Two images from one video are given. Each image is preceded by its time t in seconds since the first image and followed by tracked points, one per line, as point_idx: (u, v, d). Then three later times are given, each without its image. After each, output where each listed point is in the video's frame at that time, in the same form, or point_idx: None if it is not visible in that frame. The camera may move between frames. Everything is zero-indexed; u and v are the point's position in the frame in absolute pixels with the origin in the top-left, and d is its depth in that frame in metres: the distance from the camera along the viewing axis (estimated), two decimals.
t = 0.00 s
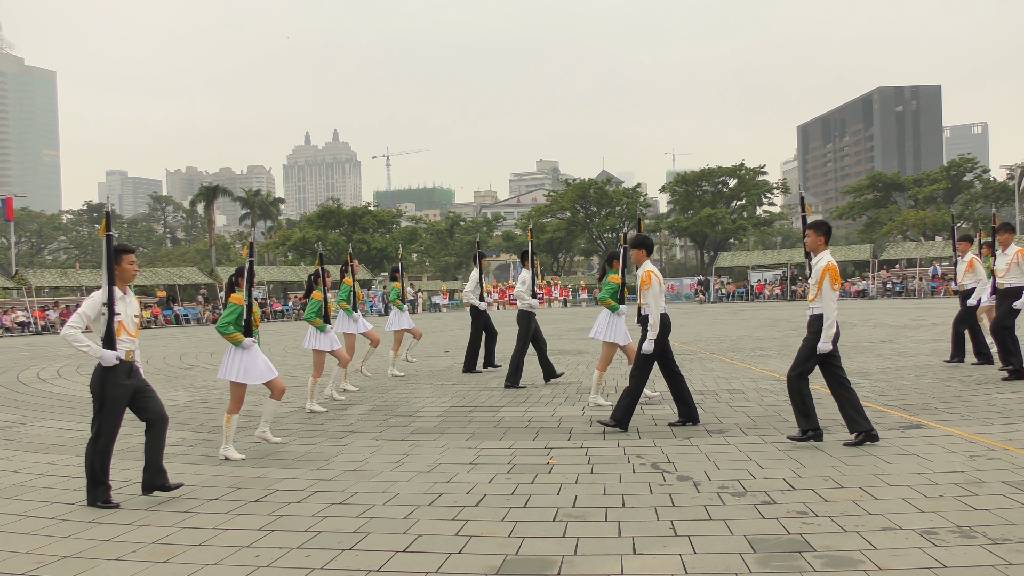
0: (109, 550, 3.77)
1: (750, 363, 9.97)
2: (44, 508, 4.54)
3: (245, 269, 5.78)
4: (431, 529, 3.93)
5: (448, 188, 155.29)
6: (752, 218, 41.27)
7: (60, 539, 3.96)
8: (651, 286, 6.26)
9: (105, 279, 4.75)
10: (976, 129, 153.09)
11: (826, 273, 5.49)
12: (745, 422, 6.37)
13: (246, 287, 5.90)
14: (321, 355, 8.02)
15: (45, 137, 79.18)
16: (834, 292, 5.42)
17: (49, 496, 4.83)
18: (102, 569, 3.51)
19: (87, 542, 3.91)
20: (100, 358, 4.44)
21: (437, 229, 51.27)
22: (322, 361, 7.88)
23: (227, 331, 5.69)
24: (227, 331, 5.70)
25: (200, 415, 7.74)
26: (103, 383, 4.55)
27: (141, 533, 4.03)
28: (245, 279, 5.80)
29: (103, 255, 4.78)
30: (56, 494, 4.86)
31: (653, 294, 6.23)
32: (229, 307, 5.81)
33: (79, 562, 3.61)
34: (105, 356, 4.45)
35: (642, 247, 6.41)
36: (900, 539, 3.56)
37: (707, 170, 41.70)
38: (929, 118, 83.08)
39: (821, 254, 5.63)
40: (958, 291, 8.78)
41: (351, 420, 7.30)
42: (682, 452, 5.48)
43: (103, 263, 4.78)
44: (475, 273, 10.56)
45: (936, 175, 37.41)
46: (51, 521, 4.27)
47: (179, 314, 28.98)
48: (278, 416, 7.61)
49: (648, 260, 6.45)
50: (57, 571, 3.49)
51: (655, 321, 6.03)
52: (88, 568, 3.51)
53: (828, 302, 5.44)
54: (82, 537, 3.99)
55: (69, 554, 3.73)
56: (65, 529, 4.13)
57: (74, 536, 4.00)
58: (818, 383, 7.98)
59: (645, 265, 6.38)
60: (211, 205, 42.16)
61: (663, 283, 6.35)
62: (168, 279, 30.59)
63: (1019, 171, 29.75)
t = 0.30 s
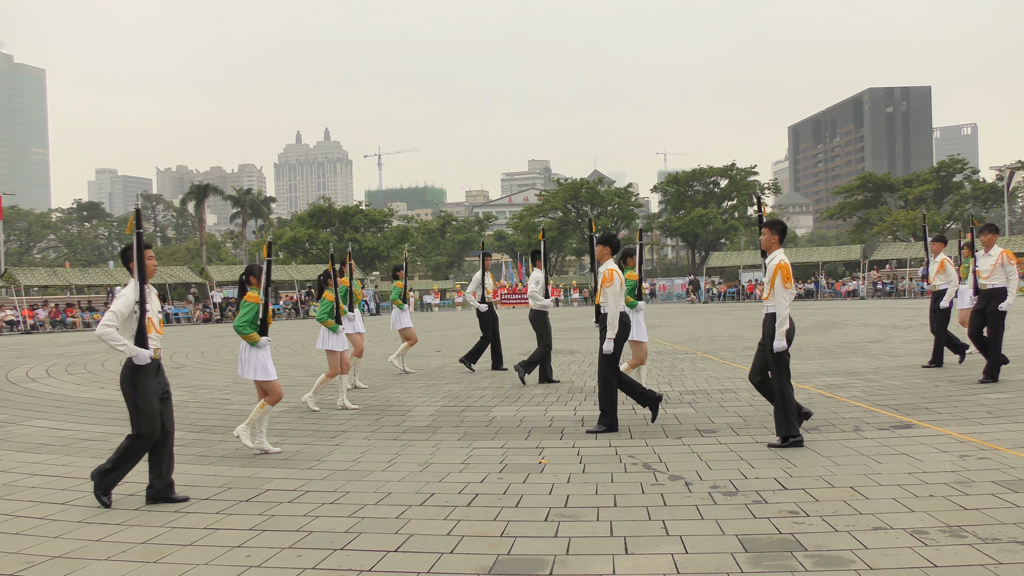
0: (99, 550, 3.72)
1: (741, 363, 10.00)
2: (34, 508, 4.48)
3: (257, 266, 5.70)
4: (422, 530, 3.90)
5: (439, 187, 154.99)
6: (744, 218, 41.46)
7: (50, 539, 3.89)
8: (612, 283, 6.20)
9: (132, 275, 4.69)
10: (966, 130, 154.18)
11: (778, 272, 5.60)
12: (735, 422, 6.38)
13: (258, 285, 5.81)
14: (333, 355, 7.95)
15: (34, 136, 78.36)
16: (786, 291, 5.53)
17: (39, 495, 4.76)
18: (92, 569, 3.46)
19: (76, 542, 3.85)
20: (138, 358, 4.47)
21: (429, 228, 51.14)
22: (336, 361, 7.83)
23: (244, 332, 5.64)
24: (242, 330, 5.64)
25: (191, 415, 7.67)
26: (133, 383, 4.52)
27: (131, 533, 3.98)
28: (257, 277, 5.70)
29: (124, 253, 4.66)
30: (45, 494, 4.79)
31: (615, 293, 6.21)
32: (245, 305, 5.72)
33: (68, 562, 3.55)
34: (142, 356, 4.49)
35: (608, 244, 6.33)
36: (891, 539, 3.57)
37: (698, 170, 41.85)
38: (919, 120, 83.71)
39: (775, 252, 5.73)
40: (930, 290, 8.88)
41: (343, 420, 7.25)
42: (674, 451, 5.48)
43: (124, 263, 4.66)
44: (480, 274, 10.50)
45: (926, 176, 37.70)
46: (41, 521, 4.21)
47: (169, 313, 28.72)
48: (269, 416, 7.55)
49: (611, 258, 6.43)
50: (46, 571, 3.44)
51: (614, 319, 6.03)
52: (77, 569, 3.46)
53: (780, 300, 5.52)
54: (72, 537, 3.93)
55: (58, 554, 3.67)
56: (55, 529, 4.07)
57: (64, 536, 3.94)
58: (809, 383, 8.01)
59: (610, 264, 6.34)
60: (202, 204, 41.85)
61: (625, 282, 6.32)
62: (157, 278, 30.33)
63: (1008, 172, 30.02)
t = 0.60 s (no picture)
0: (91, 552, 3.67)
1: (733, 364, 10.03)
2: (25, 510, 4.42)
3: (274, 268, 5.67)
4: (416, 531, 3.87)
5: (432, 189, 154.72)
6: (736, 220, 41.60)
7: (41, 541, 3.84)
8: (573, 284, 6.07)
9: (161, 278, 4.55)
10: (959, 132, 155.06)
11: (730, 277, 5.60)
12: (728, 423, 6.38)
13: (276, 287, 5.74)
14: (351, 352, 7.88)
15: (24, 136, 77.64)
16: (738, 294, 5.54)
17: (30, 497, 4.70)
18: (83, 572, 3.41)
19: (68, 544, 3.80)
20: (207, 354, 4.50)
21: (422, 229, 51.02)
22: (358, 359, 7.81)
23: (274, 335, 5.58)
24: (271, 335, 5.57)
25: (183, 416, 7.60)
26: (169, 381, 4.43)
27: (123, 535, 3.93)
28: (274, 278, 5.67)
29: (149, 253, 4.51)
30: (37, 496, 4.73)
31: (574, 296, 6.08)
32: (266, 308, 5.61)
33: (59, 565, 3.50)
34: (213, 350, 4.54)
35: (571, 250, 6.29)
36: (882, 540, 3.57)
37: (692, 172, 41.97)
38: (910, 122, 84.33)
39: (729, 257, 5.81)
40: (903, 292, 8.99)
41: (335, 421, 7.21)
42: (668, 452, 5.48)
43: (152, 262, 4.52)
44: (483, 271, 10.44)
45: (918, 178, 37.92)
46: (33, 523, 4.16)
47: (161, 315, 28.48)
48: (261, 417, 7.50)
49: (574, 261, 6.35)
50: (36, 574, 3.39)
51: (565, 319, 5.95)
52: (68, 571, 3.41)
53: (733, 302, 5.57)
54: (63, 539, 3.87)
55: (48, 556, 3.62)
56: (46, 531, 4.01)
57: (56, 538, 3.89)
58: (801, 384, 8.02)
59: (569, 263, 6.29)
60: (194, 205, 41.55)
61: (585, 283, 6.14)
62: (148, 279, 30.08)
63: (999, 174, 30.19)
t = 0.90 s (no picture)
0: (78, 554, 3.60)
1: (724, 365, 10.07)
2: (11, 511, 4.34)
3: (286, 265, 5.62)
4: (406, 533, 3.84)
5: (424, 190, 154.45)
6: (727, 222, 41.83)
7: (28, 543, 3.77)
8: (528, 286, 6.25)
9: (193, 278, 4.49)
10: (947, 135, 156.53)
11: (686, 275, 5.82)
12: (719, 424, 6.39)
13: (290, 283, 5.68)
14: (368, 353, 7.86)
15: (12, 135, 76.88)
16: (693, 296, 5.85)
17: (17, 498, 4.62)
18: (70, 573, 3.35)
19: (56, 545, 3.74)
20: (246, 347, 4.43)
21: (413, 230, 50.93)
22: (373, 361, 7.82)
23: (292, 335, 5.52)
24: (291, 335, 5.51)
25: (172, 417, 7.51)
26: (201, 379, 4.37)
27: (112, 536, 3.87)
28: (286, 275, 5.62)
29: (179, 251, 4.47)
30: (23, 497, 4.64)
31: (529, 296, 6.23)
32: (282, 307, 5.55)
33: (46, 566, 3.44)
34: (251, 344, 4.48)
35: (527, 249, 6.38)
36: (872, 541, 3.58)
37: (682, 174, 42.18)
38: (899, 125, 85.07)
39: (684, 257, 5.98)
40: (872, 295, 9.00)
41: (326, 422, 7.17)
42: (660, 453, 5.48)
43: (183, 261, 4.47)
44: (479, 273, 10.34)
45: (907, 181, 38.26)
46: (20, 524, 4.09)
47: (151, 315, 28.25)
48: (252, 417, 7.45)
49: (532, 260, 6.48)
50: None
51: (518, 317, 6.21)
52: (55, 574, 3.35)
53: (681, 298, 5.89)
54: (51, 541, 3.81)
55: (35, 558, 3.55)
56: (34, 532, 3.95)
57: (43, 540, 3.82)
58: (792, 386, 8.06)
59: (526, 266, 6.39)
60: (184, 205, 41.25)
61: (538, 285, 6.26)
62: (138, 279, 29.80)
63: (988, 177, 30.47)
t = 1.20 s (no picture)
0: (72, 554, 3.57)
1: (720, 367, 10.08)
2: (4, 512, 4.30)
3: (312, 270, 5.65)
4: (401, 533, 3.82)
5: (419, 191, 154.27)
6: (721, 223, 41.93)
7: (22, 543, 3.73)
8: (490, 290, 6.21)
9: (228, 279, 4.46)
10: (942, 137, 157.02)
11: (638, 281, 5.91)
12: (713, 426, 6.39)
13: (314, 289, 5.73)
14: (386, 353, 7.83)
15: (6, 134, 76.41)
16: (646, 303, 5.79)
17: (11, 498, 4.59)
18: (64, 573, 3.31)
19: (50, 546, 3.71)
20: (269, 343, 4.33)
21: (408, 231, 50.85)
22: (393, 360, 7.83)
23: (311, 340, 5.51)
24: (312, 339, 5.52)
25: (167, 417, 7.47)
26: (229, 382, 4.26)
27: (107, 537, 3.83)
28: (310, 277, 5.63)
29: (220, 251, 4.40)
30: (18, 497, 4.61)
31: (489, 301, 6.18)
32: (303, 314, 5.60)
33: (40, 567, 3.40)
34: (274, 338, 4.36)
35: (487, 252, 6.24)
36: (867, 542, 3.58)
37: (677, 175, 42.25)
38: (894, 127, 85.47)
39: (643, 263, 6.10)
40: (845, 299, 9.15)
41: (321, 423, 7.14)
42: (654, 455, 5.48)
43: (222, 261, 4.41)
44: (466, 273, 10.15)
45: (902, 183, 38.40)
46: (13, 525, 4.05)
47: (145, 316, 28.11)
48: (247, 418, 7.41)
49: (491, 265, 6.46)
50: None
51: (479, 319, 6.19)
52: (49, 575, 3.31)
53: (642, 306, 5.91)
54: (45, 541, 3.78)
55: (29, 559, 3.52)
56: (28, 533, 3.91)
57: (37, 540, 3.78)
58: (787, 387, 8.06)
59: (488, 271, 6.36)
60: (179, 205, 41.06)
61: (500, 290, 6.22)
62: (132, 279, 29.64)
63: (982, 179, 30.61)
